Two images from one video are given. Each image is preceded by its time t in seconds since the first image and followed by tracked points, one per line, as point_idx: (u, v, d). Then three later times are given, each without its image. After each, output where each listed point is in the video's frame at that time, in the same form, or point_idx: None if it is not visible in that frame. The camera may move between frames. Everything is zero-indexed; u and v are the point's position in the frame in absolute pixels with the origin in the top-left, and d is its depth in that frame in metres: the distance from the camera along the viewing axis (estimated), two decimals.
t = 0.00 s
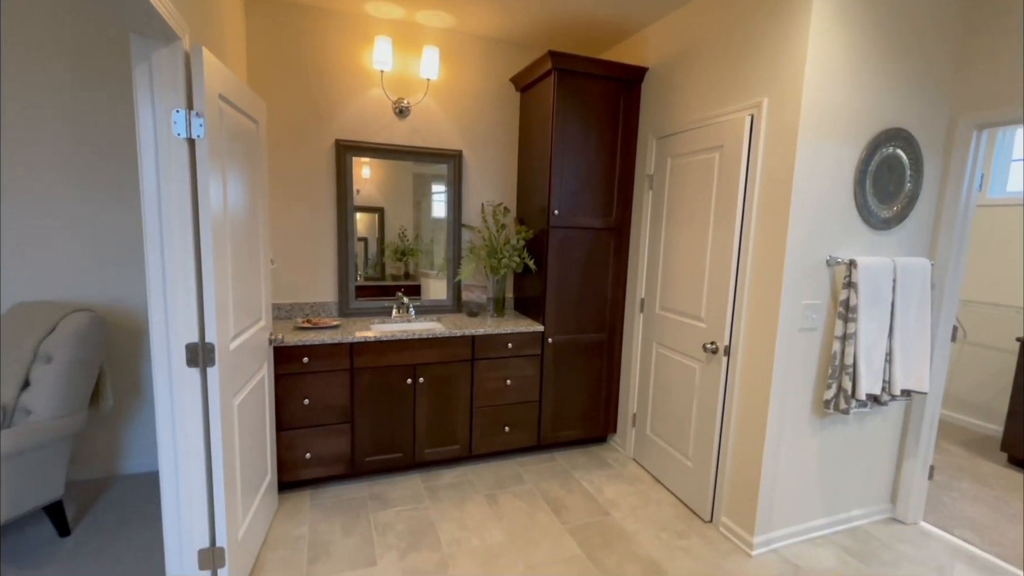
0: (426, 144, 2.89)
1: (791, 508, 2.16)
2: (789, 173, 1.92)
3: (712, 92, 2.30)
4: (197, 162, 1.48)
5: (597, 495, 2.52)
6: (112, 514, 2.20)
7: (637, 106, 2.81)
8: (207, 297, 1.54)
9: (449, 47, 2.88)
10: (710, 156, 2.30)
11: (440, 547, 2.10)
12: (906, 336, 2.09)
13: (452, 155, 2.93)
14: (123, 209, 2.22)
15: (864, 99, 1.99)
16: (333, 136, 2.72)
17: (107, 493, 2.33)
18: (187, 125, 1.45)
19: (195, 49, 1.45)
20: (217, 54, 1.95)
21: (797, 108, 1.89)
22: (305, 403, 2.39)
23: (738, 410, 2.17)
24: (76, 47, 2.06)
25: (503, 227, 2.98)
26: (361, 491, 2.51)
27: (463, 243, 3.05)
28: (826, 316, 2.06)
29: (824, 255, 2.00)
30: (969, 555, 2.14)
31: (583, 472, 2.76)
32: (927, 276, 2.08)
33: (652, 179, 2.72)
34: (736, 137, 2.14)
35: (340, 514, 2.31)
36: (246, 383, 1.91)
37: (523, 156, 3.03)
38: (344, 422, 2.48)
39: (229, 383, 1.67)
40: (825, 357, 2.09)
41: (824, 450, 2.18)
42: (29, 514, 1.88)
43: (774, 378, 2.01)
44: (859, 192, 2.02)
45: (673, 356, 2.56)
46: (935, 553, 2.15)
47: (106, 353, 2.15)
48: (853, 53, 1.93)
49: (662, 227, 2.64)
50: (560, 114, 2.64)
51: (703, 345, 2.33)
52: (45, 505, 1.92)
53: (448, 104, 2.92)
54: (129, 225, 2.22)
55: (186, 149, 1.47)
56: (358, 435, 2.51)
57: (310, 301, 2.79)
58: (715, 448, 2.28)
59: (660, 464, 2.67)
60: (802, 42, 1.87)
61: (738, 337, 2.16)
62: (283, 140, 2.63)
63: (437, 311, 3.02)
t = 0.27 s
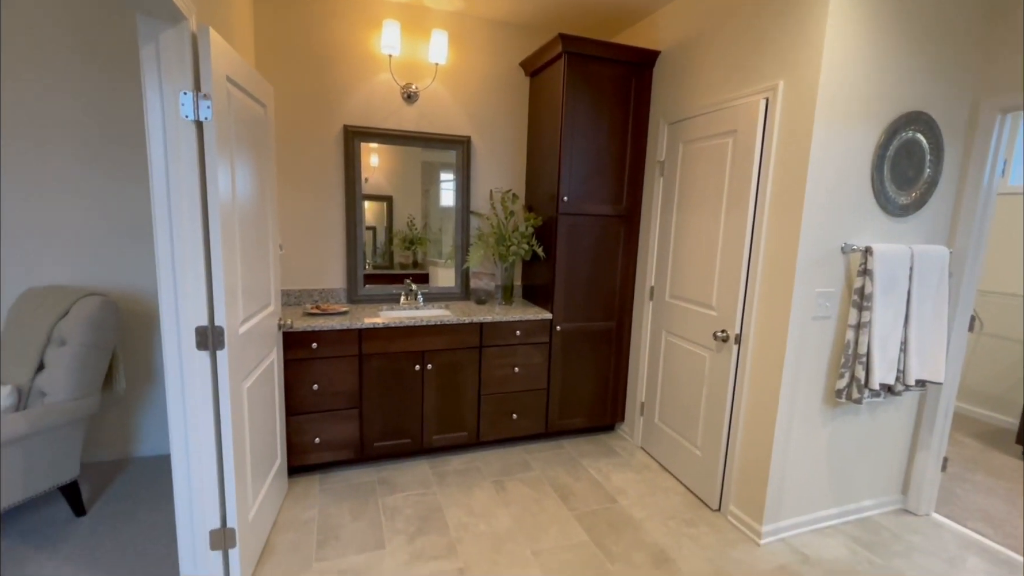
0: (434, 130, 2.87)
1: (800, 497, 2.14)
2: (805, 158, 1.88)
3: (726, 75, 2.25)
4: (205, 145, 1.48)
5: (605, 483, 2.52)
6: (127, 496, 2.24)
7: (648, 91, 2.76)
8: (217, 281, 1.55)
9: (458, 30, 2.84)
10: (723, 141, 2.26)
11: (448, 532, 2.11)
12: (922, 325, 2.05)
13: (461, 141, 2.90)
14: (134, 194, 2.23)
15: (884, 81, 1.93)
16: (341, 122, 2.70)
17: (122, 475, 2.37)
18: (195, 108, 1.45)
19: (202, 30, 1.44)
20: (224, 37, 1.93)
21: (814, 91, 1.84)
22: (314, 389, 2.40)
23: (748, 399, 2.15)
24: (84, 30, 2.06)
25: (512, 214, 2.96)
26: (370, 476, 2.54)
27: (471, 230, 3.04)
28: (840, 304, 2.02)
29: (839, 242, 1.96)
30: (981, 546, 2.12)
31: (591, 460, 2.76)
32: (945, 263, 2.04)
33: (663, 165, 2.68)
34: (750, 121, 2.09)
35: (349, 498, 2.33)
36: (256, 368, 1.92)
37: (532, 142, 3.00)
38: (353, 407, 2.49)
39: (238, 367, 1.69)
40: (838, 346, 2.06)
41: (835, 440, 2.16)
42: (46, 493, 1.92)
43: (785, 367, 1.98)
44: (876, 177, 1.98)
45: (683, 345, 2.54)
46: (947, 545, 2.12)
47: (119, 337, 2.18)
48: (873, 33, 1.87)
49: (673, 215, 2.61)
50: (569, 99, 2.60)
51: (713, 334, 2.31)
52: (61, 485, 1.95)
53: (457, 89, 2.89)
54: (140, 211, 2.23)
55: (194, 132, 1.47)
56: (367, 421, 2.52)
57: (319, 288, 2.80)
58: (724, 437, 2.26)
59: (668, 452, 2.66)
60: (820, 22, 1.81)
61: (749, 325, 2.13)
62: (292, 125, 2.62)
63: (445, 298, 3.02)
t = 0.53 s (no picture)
0: (444, 116, 2.83)
1: (813, 489, 2.11)
2: (824, 141, 1.82)
3: (744, 56, 2.18)
4: (213, 127, 1.46)
5: (614, 472, 2.51)
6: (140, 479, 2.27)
7: (662, 74, 2.70)
8: (226, 264, 1.54)
9: (467, 13, 2.79)
10: (739, 125, 2.20)
11: (456, 518, 2.11)
12: (943, 315, 2.00)
13: (471, 127, 2.86)
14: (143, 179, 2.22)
15: (909, 61, 1.86)
16: (350, 107, 2.67)
17: (134, 459, 2.40)
18: (202, 89, 1.43)
19: (209, 8, 1.41)
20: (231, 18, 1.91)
21: (836, 72, 1.77)
22: (323, 375, 2.40)
23: (760, 389, 2.12)
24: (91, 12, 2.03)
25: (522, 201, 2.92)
26: (379, 462, 2.54)
27: (481, 217, 3.01)
28: (858, 293, 1.97)
29: (859, 229, 1.91)
30: (998, 540, 2.08)
31: (600, 449, 2.74)
32: (969, 252, 1.97)
33: (677, 150, 2.63)
34: (768, 104, 2.03)
35: (358, 484, 2.34)
36: (265, 353, 1.92)
37: (543, 128, 2.95)
38: (362, 394, 2.49)
39: (247, 352, 1.68)
40: (855, 335, 2.01)
41: (850, 431, 2.12)
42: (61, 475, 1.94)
43: (800, 357, 1.94)
44: (899, 162, 1.92)
45: (695, 335, 2.50)
46: (963, 539, 2.09)
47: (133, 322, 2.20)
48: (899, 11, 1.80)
49: (686, 201, 2.56)
50: (581, 82, 2.55)
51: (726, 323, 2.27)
52: (76, 468, 1.97)
53: (466, 73, 2.84)
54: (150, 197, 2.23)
55: (201, 113, 1.45)
56: (376, 407, 2.52)
57: (328, 275, 2.79)
58: (736, 427, 2.23)
59: (678, 442, 2.64)
60: None
61: (763, 314, 2.09)
62: (300, 110, 2.59)
63: (454, 286, 3.00)
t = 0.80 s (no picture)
0: (456, 99, 2.76)
1: (835, 485, 2.05)
2: (856, 124, 1.73)
3: (770, 34, 2.08)
4: (219, 106, 1.42)
5: (627, 464, 2.46)
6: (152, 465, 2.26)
7: (683, 54, 2.60)
8: (234, 249, 1.50)
9: None
10: (764, 107, 2.10)
11: (468, 509, 2.08)
12: (979, 308, 1.90)
13: (483, 111, 2.79)
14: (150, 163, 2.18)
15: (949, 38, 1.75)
16: (360, 90, 2.61)
17: (146, 445, 2.40)
18: (209, 66, 1.38)
19: None
20: None
21: (870, 49, 1.67)
22: (333, 363, 2.37)
23: (781, 382, 2.05)
24: None
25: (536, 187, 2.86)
26: (389, 452, 2.52)
27: (493, 204, 2.95)
28: (888, 284, 1.89)
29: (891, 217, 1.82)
30: None
31: (613, 441, 2.70)
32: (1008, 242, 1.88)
33: (697, 135, 2.54)
34: (796, 85, 1.94)
35: (368, 473, 2.32)
36: (275, 341, 1.89)
37: (557, 112, 2.87)
38: (373, 382, 2.46)
39: (256, 339, 1.65)
40: (883, 328, 1.93)
41: (875, 426, 2.05)
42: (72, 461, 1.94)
43: (825, 349, 1.87)
44: (935, 145, 1.82)
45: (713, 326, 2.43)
46: (991, 538, 2.02)
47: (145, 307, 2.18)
48: None
49: (706, 188, 2.48)
50: (598, 64, 2.46)
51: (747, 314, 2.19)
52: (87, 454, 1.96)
53: (479, 55, 2.76)
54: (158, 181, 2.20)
55: (207, 92, 1.40)
56: (386, 396, 2.50)
57: (338, 262, 2.76)
58: (755, 421, 2.17)
59: (694, 435, 2.58)
60: None
61: (786, 305, 2.01)
62: (310, 93, 2.54)
63: (466, 274, 2.95)
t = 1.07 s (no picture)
0: (469, 84, 2.66)
1: (867, 489, 1.95)
2: (902, 105, 1.60)
3: (806, 11, 1.94)
4: (221, 86, 1.34)
5: (645, 463, 2.38)
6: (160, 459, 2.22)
7: (708, 34, 2.47)
8: (238, 238, 1.43)
9: None
10: (798, 89, 1.98)
11: (480, 509, 2.01)
12: None
13: (498, 95, 2.69)
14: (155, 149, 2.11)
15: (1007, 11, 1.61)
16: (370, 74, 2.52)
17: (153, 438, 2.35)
18: (210, 42, 1.29)
19: None
20: None
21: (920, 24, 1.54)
22: (342, 356, 2.30)
23: (812, 381, 1.94)
24: None
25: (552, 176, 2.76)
26: (400, 447, 2.45)
27: (507, 193, 2.85)
28: (930, 278, 1.76)
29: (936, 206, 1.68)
30: None
31: (630, 438, 2.61)
32: None
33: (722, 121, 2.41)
34: (834, 64, 1.81)
35: (378, 469, 2.26)
36: (282, 334, 1.82)
37: (575, 96, 2.75)
38: (383, 376, 2.39)
39: (261, 332, 1.58)
40: (924, 324, 1.81)
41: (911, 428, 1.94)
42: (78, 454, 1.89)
43: (861, 347, 1.76)
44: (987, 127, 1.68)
45: (738, 322, 2.32)
46: None
47: (153, 298, 2.13)
48: None
49: (732, 176, 2.36)
50: (619, 45, 2.34)
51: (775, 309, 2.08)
52: (92, 447, 1.92)
53: (494, 37, 2.65)
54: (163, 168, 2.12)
55: (208, 69, 1.32)
56: (397, 391, 2.43)
57: (348, 253, 2.68)
58: (783, 421, 2.07)
59: (715, 434, 2.49)
60: None
61: (819, 300, 1.90)
62: (319, 77, 2.45)
63: (478, 265, 2.86)
